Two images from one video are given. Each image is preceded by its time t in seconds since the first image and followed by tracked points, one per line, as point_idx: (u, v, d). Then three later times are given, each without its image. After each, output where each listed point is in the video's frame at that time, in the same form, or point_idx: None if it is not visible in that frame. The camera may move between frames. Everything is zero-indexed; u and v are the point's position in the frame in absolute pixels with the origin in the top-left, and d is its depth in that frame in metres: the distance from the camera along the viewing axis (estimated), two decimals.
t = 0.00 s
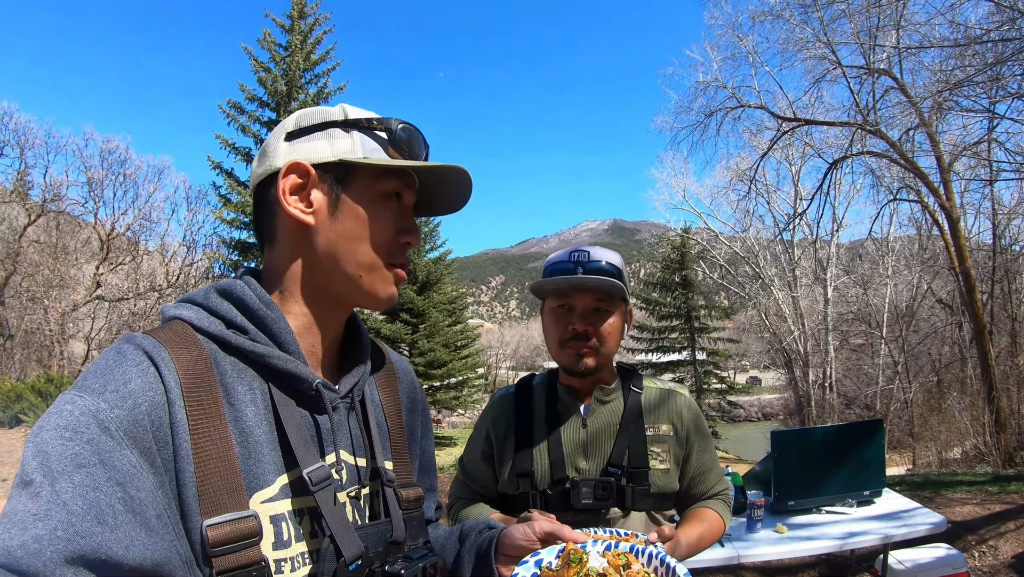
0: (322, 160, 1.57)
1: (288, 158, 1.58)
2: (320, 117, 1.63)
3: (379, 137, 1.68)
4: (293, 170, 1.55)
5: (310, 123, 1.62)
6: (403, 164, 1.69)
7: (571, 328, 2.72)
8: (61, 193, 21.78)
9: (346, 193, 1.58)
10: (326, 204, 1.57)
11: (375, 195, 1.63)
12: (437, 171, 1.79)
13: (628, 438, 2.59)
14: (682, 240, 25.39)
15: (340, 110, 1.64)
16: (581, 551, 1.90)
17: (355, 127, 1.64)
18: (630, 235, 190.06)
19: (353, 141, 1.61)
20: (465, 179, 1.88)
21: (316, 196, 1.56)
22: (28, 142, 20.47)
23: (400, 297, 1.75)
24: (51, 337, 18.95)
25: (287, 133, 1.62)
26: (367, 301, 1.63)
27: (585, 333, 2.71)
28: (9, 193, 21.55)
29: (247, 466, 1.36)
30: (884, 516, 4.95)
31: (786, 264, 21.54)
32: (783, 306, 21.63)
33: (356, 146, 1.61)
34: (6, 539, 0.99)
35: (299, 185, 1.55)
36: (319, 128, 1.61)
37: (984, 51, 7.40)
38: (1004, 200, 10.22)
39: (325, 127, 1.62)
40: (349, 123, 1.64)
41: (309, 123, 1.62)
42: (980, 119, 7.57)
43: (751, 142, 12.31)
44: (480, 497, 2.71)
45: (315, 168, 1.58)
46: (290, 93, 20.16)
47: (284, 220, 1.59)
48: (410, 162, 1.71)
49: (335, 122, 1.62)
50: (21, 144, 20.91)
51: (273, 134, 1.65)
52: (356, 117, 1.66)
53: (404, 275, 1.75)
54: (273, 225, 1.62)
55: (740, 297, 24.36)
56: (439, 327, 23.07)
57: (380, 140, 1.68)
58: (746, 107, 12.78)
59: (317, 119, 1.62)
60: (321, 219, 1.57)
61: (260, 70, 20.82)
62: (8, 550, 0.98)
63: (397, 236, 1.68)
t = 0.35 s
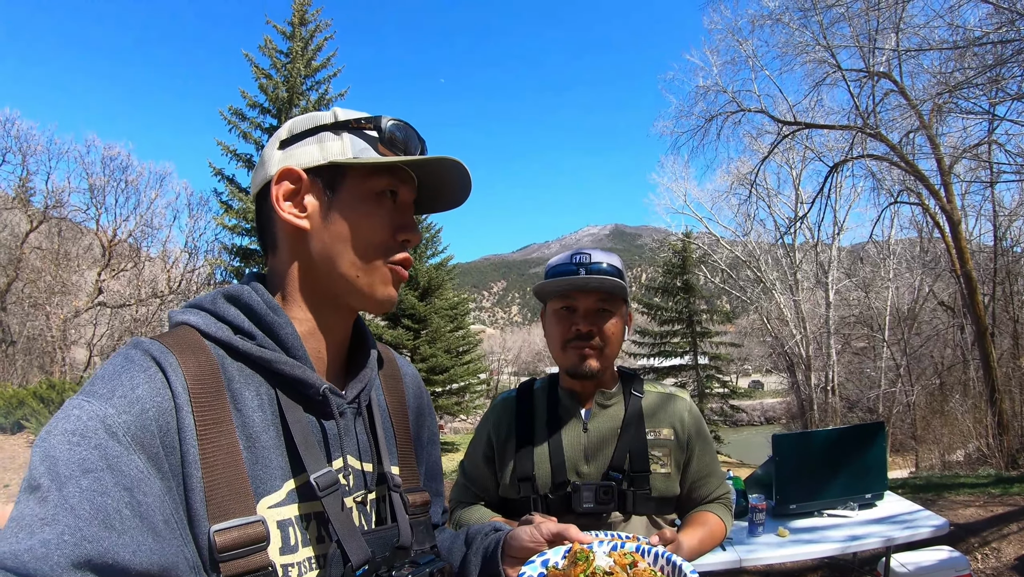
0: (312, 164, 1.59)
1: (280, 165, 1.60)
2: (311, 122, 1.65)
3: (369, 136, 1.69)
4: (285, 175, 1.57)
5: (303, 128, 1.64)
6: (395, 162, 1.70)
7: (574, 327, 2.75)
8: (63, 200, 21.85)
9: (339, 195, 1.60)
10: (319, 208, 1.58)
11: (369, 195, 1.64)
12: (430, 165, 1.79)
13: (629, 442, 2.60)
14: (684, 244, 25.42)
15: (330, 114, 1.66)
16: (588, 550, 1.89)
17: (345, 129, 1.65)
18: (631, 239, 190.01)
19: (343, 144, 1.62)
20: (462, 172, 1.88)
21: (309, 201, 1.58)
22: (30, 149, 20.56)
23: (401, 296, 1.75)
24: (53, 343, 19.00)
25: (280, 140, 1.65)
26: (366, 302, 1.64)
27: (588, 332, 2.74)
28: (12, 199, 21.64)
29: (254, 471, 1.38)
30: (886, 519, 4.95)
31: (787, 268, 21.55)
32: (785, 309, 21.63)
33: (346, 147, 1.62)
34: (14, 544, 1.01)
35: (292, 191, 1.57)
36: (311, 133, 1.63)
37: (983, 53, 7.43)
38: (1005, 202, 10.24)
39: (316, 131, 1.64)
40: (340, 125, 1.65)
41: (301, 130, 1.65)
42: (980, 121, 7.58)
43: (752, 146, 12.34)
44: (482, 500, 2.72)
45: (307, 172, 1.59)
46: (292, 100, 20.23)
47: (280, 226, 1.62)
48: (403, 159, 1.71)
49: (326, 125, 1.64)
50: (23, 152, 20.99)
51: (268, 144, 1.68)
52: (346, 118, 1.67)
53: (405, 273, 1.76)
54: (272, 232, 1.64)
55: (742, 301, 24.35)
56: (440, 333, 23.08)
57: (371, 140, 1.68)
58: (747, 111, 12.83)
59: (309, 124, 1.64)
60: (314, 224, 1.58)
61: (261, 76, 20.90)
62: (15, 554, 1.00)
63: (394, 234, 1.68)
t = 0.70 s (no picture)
0: (302, 170, 1.58)
1: (271, 171, 1.60)
2: (303, 129, 1.66)
3: (359, 140, 1.68)
4: (275, 182, 1.57)
5: (294, 135, 1.65)
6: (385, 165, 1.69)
7: (572, 331, 2.77)
8: (64, 204, 21.90)
9: (330, 200, 1.59)
10: (309, 214, 1.58)
11: (361, 199, 1.63)
12: (423, 166, 1.78)
13: (625, 447, 2.59)
14: (685, 248, 25.42)
15: (322, 119, 1.66)
16: (584, 566, 1.95)
17: (336, 133, 1.65)
18: (632, 241, 190.03)
19: (333, 148, 1.62)
20: (454, 173, 1.86)
21: (300, 207, 1.58)
22: (32, 153, 20.63)
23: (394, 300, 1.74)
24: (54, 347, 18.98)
25: (272, 147, 1.65)
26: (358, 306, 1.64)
27: (584, 336, 2.75)
28: (14, 203, 21.70)
29: (250, 478, 1.37)
30: (887, 523, 4.93)
31: (789, 271, 21.53)
32: (787, 313, 21.60)
33: (336, 152, 1.61)
34: (8, 550, 1.00)
35: (282, 198, 1.57)
36: (303, 139, 1.64)
37: (983, 55, 7.43)
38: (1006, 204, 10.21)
39: (307, 137, 1.64)
40: (331, 130, 1.64)
41: (293, 136, 1.65)
42: (981, 123, 7.58)
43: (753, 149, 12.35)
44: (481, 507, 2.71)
45: (297, 179, 1.59)
46: (293, 104, 20.28)
47: (273, 233, 1.62)
48: (393, 162, 1.70)
49: (317, 131, 1.64)
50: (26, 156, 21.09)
51: (261, 151, 1.68)
52: (337, 123, 1.67)
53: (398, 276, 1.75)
54: (266, 239, 1.65)
55: (744, 304, 24.31)
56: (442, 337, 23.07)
57: (361, 143, 1.68)
58: (748, 114, 12.82)
59: (301, 130, 1.65)
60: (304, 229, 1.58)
61: (262, 80, 20.95)
62: (9, 561, 0.99)
63: (385, 238, 1.67)
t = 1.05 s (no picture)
0: (284, 175, 1.57)
1: (260, 180, 1.61)
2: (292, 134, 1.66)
3: (340, 139, 1.65)
4: (261, 191, 1.57)
5: (284, 141, 1.65)
6: (367, 164, 1.65)
7: (568, 333, 2.76)
8: (69, 207, 22.00)
9: (313, 202, 1.58)
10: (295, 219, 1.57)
11: (344, 198, 1.60)
12: (409, 159, 1.72)
13: (626, 449, 2.58)
14: (689, 251, 25.37)
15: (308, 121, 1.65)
16: (584, 568, 1.92)
17: (320, 136, 1.63)
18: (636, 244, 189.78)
19: (315, 151, 1.60)
20: (447, 168, 1.84)
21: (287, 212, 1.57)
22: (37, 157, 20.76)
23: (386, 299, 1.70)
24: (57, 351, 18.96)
25: (265, 155, 1.67)
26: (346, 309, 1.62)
27: (581, 337, 2.75)
28: (18, 206, 21.81)
29: (248, 480, 1.37)
30: (892, 526, 4.89)
31: (793, 274, 21.49)
32: (791, 315, 21.55)
33: (317, 154, 1.59)
34: (7, 552, 1.00)
35: (269, 205, 1.58)
36: (291, 144, 1.63)
37: (987, 56, 7.39)
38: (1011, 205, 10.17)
39: (294, 142, 1.64)
40: (316, 133, 1.64)
41: (282, 144, 1.66)
42: (985, 124, 7.54)
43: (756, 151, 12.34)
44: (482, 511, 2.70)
45: (283, 184, 1.59)
46: (296, 107, 20.34)
47: (267, 240, 1.62)
48: (374, 156, 1.64)
49: (304, 135, 1.63)
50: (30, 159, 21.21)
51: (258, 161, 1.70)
52: (324, 125, 1.66)
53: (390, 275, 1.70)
54: (263, 247, 1.67)
55: (748, 307, 24.26)
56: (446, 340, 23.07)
57: (343, 143, 1.65)
58: (751, 117, 12.80)
59: (289, 137, 1.65)
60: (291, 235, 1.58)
61: (265, 84, 21.01)
62: (6, 564, 0.98)
63: (371, 236, 1.63)
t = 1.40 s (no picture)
0: (274, 190, 1.62)
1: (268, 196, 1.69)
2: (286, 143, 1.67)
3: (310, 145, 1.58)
4: (261, 209, 1.66)
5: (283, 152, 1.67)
6: (339, 168, 1.57)
7: (573, 337, 2.75)
8: (79, 209, 22.18)
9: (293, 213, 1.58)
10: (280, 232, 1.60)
11: (319, 207, 1.56)
12: (387, 158, 1.62)
13: (636, 456, 2.56)
14: (698, 254, 25.30)
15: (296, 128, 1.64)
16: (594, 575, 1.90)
17: (296, 143, 1.60)
18: (643, 247, 189.47)
19: (291, 160, 1.58)
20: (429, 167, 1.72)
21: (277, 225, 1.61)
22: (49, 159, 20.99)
23: (369, 309, 1.61)
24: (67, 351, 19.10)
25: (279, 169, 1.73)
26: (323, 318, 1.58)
27: (586, 341, 2.74)
28: (30, 207, 22.00)
29: (257, 487, 1.36)
30: (903, 533, 4.85)
31: (803, 278, 21.40)
32: (800, 319, 21.44)
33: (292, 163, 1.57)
34: (19, 554, 0.99)
35: (267, 222, 1.65)
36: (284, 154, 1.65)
37: (997, 59, 7.34)
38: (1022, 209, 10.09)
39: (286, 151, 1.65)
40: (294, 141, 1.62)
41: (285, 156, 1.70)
42: (995, 128, 7.49)
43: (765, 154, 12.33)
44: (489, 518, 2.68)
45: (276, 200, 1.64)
46: (306, 110, 20.44)
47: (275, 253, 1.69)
48: (339, 157, 1.56)
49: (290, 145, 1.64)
50: (42, 161, 21.42)
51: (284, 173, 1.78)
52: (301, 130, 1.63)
53: (372, 282, 1.61)
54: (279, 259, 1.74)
55: (757, 310, 24.15)
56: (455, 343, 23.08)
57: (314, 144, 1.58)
58: (761, 120, 12.79)
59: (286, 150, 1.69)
60: (281, 248, 1.62)
61: (275, 87, 21.12)
62: (19, 565, 0.97)
63: (342, 242, 1.55)
